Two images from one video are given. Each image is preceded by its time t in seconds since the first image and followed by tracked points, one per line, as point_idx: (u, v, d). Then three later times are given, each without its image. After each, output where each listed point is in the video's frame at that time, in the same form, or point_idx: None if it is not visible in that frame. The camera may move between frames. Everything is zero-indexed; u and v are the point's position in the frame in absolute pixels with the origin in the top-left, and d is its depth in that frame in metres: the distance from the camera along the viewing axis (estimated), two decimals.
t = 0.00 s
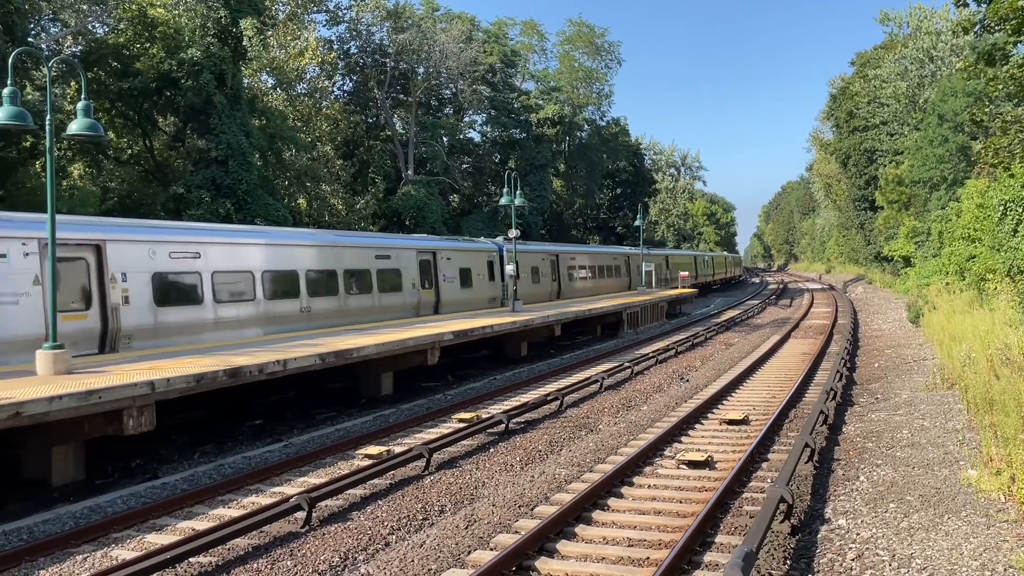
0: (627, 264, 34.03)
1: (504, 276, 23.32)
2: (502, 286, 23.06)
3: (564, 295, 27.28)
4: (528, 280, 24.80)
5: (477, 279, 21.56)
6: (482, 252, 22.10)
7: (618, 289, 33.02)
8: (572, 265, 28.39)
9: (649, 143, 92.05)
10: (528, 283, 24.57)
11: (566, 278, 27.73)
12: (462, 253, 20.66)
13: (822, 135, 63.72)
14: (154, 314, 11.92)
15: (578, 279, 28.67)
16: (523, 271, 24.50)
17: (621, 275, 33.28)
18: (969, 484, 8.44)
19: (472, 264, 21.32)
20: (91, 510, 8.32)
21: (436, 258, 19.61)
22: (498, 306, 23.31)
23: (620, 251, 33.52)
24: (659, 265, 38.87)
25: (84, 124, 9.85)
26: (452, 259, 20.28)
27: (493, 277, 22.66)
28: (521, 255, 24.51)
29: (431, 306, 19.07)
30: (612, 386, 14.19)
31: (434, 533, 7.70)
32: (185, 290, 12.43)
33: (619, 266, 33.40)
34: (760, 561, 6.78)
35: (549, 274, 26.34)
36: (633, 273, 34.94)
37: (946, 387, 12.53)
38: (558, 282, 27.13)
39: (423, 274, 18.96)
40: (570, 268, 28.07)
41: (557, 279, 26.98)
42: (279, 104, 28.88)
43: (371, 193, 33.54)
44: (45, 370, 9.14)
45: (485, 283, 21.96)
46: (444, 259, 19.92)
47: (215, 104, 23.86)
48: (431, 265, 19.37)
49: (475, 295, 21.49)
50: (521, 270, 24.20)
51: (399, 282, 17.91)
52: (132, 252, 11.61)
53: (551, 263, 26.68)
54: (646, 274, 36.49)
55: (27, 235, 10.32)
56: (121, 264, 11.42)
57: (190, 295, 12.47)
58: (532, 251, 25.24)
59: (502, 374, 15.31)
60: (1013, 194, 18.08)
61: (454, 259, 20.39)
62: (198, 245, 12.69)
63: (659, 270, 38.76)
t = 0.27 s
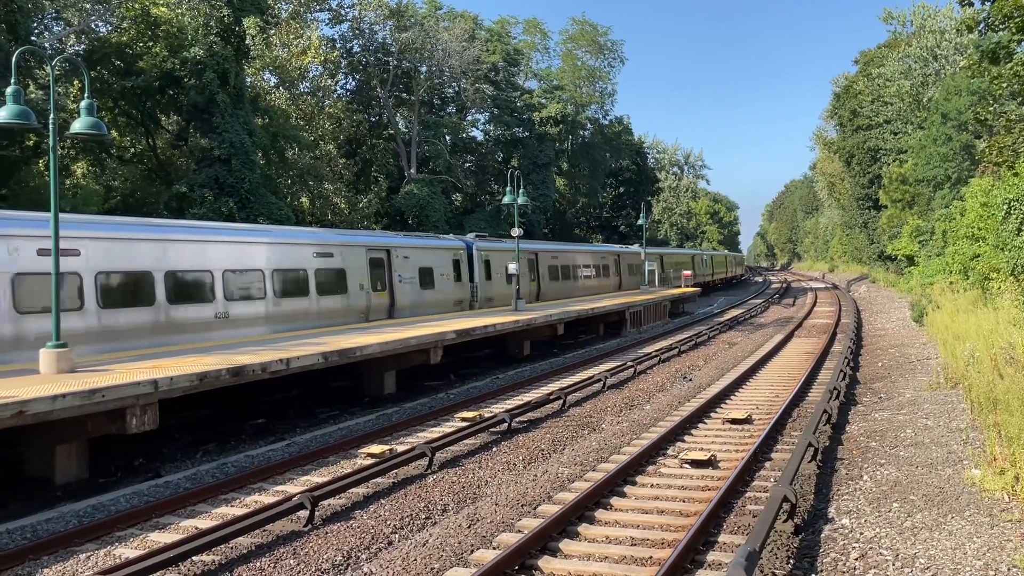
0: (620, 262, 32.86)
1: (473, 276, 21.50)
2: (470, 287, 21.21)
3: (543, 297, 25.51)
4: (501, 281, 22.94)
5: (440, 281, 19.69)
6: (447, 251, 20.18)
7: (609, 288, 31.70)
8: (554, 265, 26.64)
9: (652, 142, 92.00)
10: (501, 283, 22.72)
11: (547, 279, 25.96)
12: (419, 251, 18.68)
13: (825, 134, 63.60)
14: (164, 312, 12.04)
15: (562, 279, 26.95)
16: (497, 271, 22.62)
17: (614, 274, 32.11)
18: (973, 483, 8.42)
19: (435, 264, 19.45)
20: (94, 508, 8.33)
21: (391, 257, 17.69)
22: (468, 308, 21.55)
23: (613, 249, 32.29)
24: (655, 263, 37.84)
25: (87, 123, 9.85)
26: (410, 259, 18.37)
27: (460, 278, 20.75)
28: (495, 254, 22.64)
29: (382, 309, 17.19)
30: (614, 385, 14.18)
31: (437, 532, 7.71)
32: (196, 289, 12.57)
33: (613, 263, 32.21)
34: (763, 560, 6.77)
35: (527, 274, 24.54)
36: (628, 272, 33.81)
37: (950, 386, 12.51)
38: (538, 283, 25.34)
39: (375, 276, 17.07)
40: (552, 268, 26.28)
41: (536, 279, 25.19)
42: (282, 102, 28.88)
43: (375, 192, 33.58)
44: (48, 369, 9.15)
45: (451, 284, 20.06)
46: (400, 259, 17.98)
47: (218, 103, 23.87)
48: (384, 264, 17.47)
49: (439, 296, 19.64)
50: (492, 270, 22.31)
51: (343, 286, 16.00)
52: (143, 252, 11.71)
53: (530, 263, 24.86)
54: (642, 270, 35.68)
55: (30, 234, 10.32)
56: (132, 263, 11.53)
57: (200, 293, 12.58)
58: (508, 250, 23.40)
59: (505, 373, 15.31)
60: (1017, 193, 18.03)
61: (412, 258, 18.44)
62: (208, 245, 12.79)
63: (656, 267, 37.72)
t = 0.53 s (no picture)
0: (610, 262, 31.39)
1: (436, 277, 19.50)
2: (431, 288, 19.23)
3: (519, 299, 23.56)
4: (469, 281, 20.95)
5: (396, 281, 17.70)
6: (404, 248, 18.16)
7: (596, 287, 30.15)
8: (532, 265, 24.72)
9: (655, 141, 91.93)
10: (469, 284, 20.73)
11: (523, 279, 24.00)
12: (396, 248, 17.69)
13: (828, 132, 63.49)
14: (175, 309, 12.15)
15: (541, 280, 25.05)
16: (465, 272, 20.60)
17: (603, 273, 30.55)
18: (977, 482, 8.40)
19: (388, 262, 17.42)
20: (98, 506, 8.34)
21: (333, 255, 15.68)
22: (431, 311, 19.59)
23: (602, 246, 30.76)
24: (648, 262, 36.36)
25: (91, 121, 9.86)
26: (356, 257, 16.34)
27: (443, 278, 19.74)
28: (462, 253, 20.64)
29: (322, 314, 15.20)
30: (617, 383, 14.17)
31: (440, 531, 7.70)
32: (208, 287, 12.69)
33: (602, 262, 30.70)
34: (766, 559, 6.76)
35: (501, 275, 22.56)
36: (617, 271, 32.33)
37: (954, 385, 12.49)
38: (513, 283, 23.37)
39: (315, 276, 15.10)
40: (529, 268, 24.31)
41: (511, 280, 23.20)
42: (285, 101, 28.83)
43: (377, 191, 33.57)
44: (52, 367, 9.16)
45: (408, 285, 18.07)
46: (344, 256, 15.98)
47: (220, 102, 23.86)
48: (326, 264, 15.48)
49: (394, 298, 17.69)
50: (457, 270, 20.28)
51: (274, 287, 14.04)
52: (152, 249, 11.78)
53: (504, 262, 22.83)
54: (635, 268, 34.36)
55: (32, 232, 10.32)
56: (140, 260, 11.59)
57: (211, 291, 12.69)
58: (478, 249, 21.41)
59: (507, 372, 15.29)
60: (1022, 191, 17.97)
61: (361, 256, 16.53)
62: (217, 242, 12.89)
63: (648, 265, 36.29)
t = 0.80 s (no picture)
0: (599, 261, 29.85)
1: (392, 277, 17.55)
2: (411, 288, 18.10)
3: (491, 300, 21.69)
4: (432, 281, 19.01)
5: (340, 282, 15.79)
6: (352, 246, 16.25)
7: (582, 287, 28.54)
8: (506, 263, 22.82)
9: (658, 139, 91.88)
10: (432, 284, 18.79)
11: (495, 279, 22.06)
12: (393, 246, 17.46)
13: (831, 130, 63.42)
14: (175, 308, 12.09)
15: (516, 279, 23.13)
16: (425, 272, 18.65)
17: (589, 271, 28.93)
18: (980, 480, 8.40)
19: (331, 261, 15.48)
20: (102, 504, 8.35)
21: (262, 252, 13.81)
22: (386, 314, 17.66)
23: (589, 244, 29.18)
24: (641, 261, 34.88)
25: (94, 119, 9.86)
26: (291, 254, 14.47)
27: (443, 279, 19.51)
28: (423, 250, 18.68)
29: (247, 320, 13.34)
30: (620, 382, 14.15)
31: (443, 529, 7.70)
32: (216, 285, 12.81)
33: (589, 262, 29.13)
34: (770, 557, 6.75)
35: (469, 275, 20.61)
36: (606, 271, 30.78)
37: (957, 383, 12.47)
38: (483, 284, 21.42)
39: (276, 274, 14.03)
40: (502, 267, 22.40)
41: (481, 280, 21.24)
42: (288, 99, 28.80)
43: (380, 189, 33.58)
44: (55, 364, 9.17)
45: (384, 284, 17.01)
46: (308, 254, 14.88)
47: (223, 100, 23.86)
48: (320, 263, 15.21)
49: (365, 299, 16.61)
50: (417, 270, 18.29)
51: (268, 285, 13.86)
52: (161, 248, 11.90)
53: (473, 261, 20.95)
54: (626, 267, 32.88)
55: (36, 229, 10.33)
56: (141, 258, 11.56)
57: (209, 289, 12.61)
58: (442, 247, 19.46)
59: (510, 370, 15.28)
60: None
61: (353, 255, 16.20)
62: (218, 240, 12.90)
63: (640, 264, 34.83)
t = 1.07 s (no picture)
0: (583, 261, 28.24)
1: (336, 277, 15.60)
2: (372, 288, 16.53)
3: (463, 300, 20.20)
4: (385, 281, 17.05)
5: (272, 284, 13.86)
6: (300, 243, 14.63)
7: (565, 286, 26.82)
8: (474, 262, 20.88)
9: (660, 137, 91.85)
10: (385, 284, 16.82)
11: (461, 278, 20.12)
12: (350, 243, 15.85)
13: (833, 128, 63.34)
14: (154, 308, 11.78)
15: (488, 279, 21.22)
16: (377, 271, 16.69)
17: (572, 270, 27.24)
18: (983, 478, 8.39)
19: (258, 259, 13.55)
20: (105, 502, 8.36)
21: (216, 250, 12.81)
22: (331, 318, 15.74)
23: (573, 242, 27.52)
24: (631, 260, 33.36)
25: (97, 118, 9.87)
26: (211, 252, 12.67)
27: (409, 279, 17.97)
28: (376, 247, 16.75)
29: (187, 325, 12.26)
30: (622, 379, 14.15)
31: (446, 526, 7.71)
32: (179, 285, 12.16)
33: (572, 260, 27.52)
34: (772, 555, 6.76)
35: (430, 274, 18.70)
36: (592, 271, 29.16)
37: (959, 381, 12.47)
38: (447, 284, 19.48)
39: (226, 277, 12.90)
40: (470, 266, 20.48)
41: (444, 280, 19.28)
42: (290, 97, 28.70)
43: (382, 187, 33.59)
44: (58, 362, 9.18)
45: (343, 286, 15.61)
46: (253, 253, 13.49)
47: (226, 98, 23.86)
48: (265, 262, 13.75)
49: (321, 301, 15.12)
50: (366, 269, 16.31)
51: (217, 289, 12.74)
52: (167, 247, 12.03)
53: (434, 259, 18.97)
54: (615, 266, 31.37)
55: (37, 229, 10.33)
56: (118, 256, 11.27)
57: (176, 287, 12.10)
58: (398, 243, 17.51)
59: (512, 368, 15.29)
60: None
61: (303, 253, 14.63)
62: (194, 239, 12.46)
63: (631, 263, 33.29)
